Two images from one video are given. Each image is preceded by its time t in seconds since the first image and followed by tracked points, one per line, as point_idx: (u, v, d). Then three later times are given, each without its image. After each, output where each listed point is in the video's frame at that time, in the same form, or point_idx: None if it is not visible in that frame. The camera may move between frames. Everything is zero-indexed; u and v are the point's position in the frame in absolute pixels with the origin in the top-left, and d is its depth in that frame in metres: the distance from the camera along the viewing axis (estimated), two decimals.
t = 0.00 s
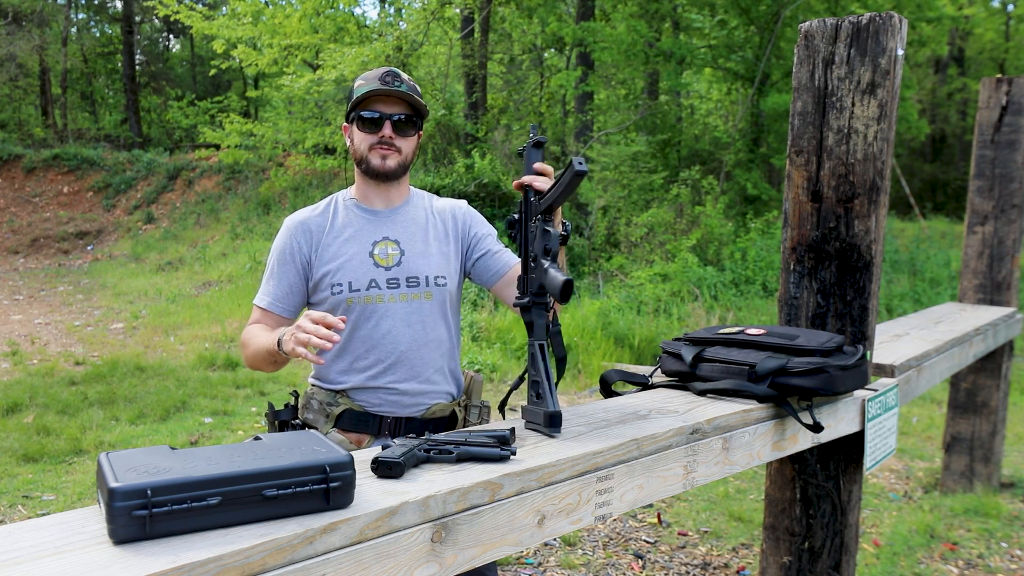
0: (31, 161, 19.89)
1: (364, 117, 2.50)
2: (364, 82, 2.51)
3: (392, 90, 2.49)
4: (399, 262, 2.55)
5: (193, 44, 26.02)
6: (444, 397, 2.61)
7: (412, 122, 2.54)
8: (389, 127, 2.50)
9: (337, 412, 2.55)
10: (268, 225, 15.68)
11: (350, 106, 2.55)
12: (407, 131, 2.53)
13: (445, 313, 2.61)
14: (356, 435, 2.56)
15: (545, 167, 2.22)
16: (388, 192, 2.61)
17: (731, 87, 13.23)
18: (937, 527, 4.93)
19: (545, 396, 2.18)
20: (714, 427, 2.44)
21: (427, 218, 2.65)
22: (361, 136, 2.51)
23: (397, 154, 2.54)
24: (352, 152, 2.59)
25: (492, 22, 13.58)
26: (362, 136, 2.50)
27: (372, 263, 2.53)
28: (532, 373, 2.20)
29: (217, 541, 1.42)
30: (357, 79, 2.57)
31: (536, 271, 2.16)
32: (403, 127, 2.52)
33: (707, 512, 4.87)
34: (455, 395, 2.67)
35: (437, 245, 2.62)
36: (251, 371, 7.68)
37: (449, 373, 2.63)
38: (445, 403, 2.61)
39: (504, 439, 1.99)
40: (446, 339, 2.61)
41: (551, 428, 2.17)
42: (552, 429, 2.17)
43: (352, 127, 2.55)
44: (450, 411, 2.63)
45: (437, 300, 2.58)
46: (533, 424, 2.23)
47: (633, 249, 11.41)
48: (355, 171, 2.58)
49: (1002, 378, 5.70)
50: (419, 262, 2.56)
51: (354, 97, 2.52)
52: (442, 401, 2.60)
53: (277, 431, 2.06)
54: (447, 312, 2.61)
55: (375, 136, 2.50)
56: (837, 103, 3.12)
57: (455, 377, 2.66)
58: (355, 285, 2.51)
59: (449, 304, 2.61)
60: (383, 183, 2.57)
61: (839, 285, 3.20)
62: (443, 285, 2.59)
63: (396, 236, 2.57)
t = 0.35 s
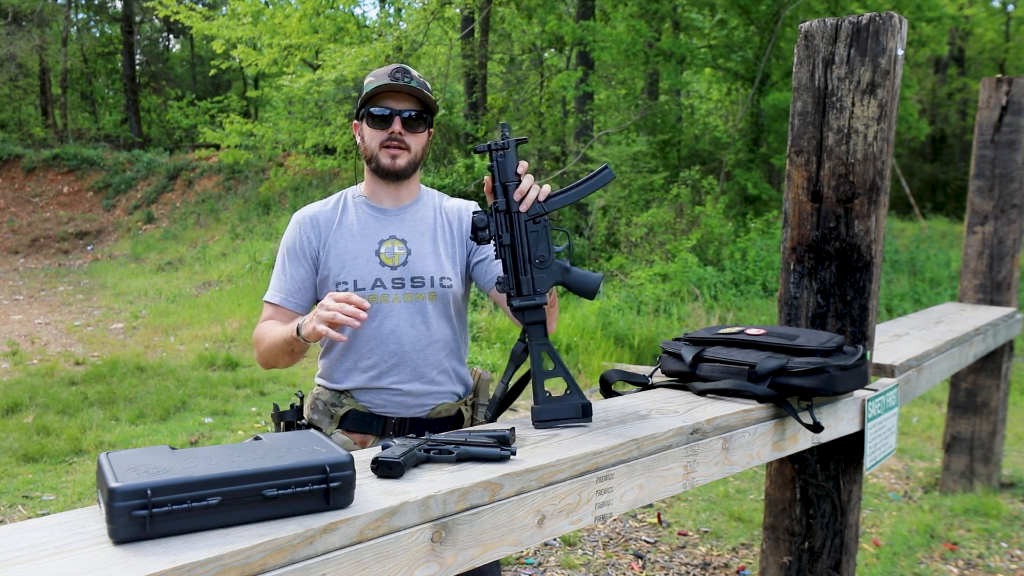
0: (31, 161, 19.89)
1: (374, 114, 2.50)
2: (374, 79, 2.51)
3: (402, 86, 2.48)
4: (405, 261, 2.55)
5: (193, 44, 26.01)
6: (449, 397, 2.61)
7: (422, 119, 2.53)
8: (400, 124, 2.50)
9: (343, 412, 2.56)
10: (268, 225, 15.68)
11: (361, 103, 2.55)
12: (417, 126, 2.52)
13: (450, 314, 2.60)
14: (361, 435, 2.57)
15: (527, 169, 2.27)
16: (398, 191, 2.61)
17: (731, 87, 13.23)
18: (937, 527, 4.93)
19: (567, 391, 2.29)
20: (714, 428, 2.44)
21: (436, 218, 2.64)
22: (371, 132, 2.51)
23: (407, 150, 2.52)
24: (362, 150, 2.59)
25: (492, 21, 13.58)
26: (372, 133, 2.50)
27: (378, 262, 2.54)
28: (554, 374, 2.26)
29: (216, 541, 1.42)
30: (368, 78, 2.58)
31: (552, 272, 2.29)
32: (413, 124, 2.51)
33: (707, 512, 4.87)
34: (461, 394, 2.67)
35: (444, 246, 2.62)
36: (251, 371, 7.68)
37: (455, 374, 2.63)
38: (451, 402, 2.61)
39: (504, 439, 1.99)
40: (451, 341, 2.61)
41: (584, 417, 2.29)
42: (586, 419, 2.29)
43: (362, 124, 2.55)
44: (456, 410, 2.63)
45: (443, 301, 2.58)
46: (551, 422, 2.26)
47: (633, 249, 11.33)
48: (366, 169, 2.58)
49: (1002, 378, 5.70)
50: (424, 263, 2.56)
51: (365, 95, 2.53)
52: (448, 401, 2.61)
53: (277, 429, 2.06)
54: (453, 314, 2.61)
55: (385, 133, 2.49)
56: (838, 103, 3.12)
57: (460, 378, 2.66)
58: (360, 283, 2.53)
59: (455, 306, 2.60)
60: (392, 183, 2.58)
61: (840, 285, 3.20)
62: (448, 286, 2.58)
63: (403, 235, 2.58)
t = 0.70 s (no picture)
0: (31, 161, 19.89)
1: (397, 108, 2.54)
2: (396, 74, 2.56)
3: (423, 79, 2.52)
4: (426, 255, 2.55)
5: (193, 44, 26.00)
6: (467, 393, 2.61)
7: (445, 111, 2.57)
8: (421, 116, 2.54)
9: (359, 413, 2.59)
10: (268, 225, 15.67)
11: (384, 100, 2.60)
12: (441, 120, 2.56)
13: (470, 309, 2.58)
14: (378, 435, 2.60)
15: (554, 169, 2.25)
16: (423, 185, 2.62)
17: (731, 87, 13.24)
18: (937, 527, 4.93)
19: (570, 393, 2.30)
20: (714, 427, 2.44)
21: (460, 214, 2.63)
22: (395, 128, 2.54)
23: (431, 144, 2.55)
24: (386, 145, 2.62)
25: (492, 21, 13.56)
26: (396, 127, 2.54)
27: (399, 255, 2.54)
28: (559, 375, 2.28)
29: (216, 541, 1.42)
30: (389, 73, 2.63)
31: (568, 275, 2.29)
32: (436, 116, 2.55)
33: (707, 512, 4.87)
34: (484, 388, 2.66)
35: (466, 242, 2.60)
36: (251, 371, 7.68)
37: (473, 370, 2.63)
38: (469, 398, 2.61)
39: (504, 439, 1.99)
40: (470, 337, 2.60)
41: (585, 418, 2.30)
42: (587, 420, 2.30)
43: (386, 121, 2.59)
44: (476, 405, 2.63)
45: (462, 297, 2.56)
46: (553, 423, 2.27)
47: (633, 250, 11.25)
48: (392, 164, 2.60)
49: (1002, 378, 5.71)
50: (445, 257, 2.56)
51: (388, 90, 2.57)
52: (467, 395, 2.61)
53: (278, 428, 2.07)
54: (473, 310, 2.59)
55: (408, 127, 2.53)
56: (837, 103, 3.12)
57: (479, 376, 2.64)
58: (379, 274, 2.53)
59: (475, 302, 2.59)
60: (417, 176, 2.59)
61: (839, 285, 3.20)
62: (468, 281, 2.56)
63: (426, 229, 2.58)
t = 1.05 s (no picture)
0: (31, 161, 19.89)
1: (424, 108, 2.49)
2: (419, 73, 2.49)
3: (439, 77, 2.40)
4: (459, 248, 2.57)
5: (193, 44, 26.00)
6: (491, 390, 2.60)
7: (469, 106, 2.46)
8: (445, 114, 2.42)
9: (384, 409, 2.59)
10: (268, 225, 15.68)
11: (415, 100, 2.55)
12: (464, 116, 2.45)
13: (500, 305, 2.58)
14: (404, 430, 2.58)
15: (554, 169, 2.24)
16: (461, 181, 2.64)
17: (731, 87, 13.25)
18: (937, 527, 4.93)
19: (570, 393, 2.29)
20: (714, 427, 2.44)
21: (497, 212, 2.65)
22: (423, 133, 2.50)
23: (459, 143, 2.51)
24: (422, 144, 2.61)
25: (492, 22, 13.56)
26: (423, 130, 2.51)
27: (432, 246, 2.57)
28: (559, 375, 2.27)
29: (216, 541, 1.42)
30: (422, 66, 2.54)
31: (568, 275, 2.30)
32: (458, 113, 2.44)
33: (707, 512, 4.87)
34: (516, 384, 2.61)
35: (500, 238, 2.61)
36: (251, 371, 7.67)
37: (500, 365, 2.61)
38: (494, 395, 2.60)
39: (504, 439, 1.99)
40: (497, 332, 2.59)
41: (584, 418, 2.30)
42: (586, 421, 2.30)
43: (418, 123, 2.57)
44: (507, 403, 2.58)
45: (492, 291, 2.56)
46: (552, 423, 2.27)
47: (633, 250, 11.24)
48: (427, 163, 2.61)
49: (1002, 377, 5.70)
50: (477, 251, 2.57)
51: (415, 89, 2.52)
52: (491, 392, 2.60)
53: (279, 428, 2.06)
54: (502, 307, 2.58)
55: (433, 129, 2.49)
56: (837, 103, 3.12)
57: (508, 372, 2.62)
58: (411, 263, 2.56)
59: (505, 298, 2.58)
60: (453, 172, 2.59)
61: (839, 285, 3.20)
62: (499, 276, 2.56)
63: (461, 224, 2.60)
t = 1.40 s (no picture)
0: (31, 161, 19.89)
1: (453, 115, 2.58)
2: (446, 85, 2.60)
3: (469, 84, 2.54)
4: (483, 252, 2.59)
5: (193, 44, 25.99)
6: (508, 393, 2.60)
7: (498, 111, 2.56)
8: (475, 119, 2.54)
9: (403, 404, 2.61)
10: (268, 225, 15.67)
11: (442, 114, 2.64)
12: (496, 120, 2.55)
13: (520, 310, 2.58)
14: (421, 427, 2.61)
15: (557, 168, 2.24)
16: (491, 187, 2.67)
17: (731, 87, 13.25)
18: (937, 527, 4.93)
19: (572, 394, 2.30)
20: (714, 427, 2.44)
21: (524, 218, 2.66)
22: (455, 137, 2.58)
23: (490, 146, 2.57)
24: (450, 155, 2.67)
25: (492, 22, 13.53)
26: (455, 137, 2.58)
27: (458, 248, 2.60)
28: (561, 375, 2.27)
29: (216, 541, 1.42)
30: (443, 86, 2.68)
31: (571, 276, 2.30)
32: (490, 117, 2.55)
33: (707, 512, 4.87)
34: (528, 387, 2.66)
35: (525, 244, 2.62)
36: (251, 371, 7.67)
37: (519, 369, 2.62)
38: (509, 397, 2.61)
39: (504, 439, 1.99)
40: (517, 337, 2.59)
41: (585, 418, 2.30)
42: (587, 421, 2.30)
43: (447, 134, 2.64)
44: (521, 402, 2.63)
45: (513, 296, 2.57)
46: (553, 423, 2.27)
47: (633, 250, 11.24)
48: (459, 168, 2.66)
49: (1002, 377, 5.70)
50: (501, 256, 2.58)
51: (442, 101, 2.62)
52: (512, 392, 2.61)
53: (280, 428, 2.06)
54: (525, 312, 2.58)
55: (465, 133, 2.56)
56: (837, 103, 3.12)
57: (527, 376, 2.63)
58: (437, 265, 2.60)
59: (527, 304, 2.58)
60: (483, 177, 2.63)
61: (840, 285, 3.20)
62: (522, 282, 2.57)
63: (488, 228, 2.62)
